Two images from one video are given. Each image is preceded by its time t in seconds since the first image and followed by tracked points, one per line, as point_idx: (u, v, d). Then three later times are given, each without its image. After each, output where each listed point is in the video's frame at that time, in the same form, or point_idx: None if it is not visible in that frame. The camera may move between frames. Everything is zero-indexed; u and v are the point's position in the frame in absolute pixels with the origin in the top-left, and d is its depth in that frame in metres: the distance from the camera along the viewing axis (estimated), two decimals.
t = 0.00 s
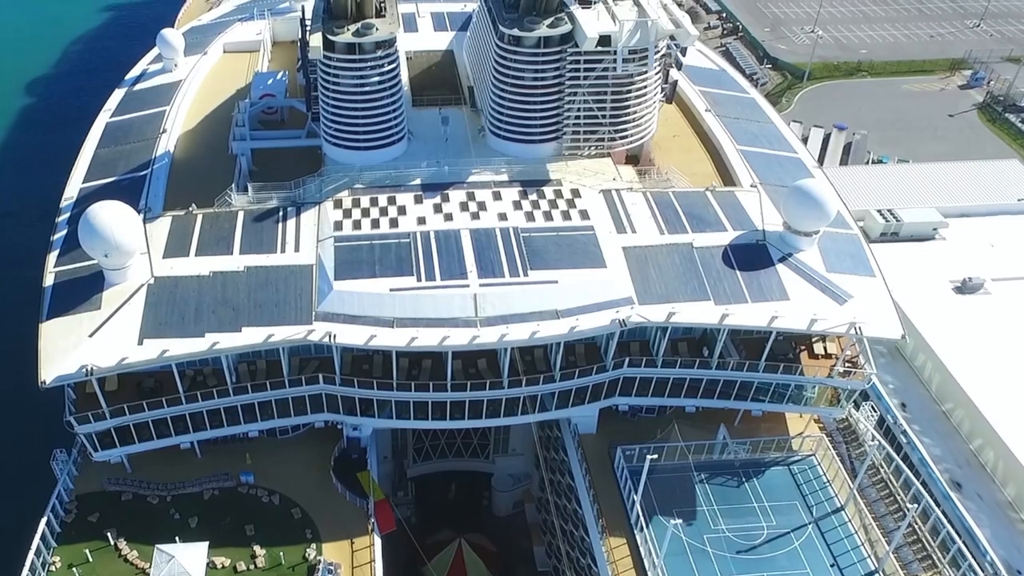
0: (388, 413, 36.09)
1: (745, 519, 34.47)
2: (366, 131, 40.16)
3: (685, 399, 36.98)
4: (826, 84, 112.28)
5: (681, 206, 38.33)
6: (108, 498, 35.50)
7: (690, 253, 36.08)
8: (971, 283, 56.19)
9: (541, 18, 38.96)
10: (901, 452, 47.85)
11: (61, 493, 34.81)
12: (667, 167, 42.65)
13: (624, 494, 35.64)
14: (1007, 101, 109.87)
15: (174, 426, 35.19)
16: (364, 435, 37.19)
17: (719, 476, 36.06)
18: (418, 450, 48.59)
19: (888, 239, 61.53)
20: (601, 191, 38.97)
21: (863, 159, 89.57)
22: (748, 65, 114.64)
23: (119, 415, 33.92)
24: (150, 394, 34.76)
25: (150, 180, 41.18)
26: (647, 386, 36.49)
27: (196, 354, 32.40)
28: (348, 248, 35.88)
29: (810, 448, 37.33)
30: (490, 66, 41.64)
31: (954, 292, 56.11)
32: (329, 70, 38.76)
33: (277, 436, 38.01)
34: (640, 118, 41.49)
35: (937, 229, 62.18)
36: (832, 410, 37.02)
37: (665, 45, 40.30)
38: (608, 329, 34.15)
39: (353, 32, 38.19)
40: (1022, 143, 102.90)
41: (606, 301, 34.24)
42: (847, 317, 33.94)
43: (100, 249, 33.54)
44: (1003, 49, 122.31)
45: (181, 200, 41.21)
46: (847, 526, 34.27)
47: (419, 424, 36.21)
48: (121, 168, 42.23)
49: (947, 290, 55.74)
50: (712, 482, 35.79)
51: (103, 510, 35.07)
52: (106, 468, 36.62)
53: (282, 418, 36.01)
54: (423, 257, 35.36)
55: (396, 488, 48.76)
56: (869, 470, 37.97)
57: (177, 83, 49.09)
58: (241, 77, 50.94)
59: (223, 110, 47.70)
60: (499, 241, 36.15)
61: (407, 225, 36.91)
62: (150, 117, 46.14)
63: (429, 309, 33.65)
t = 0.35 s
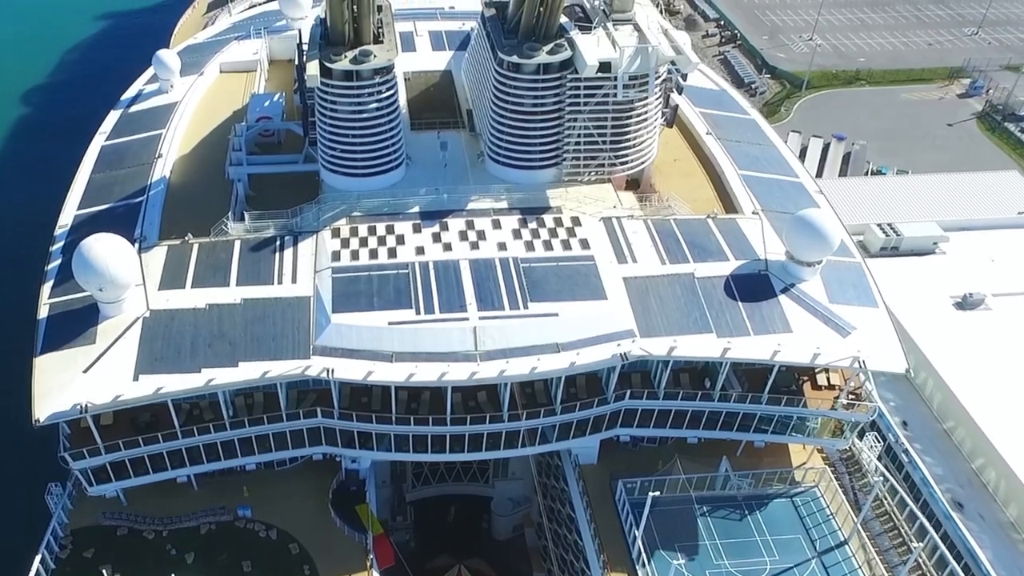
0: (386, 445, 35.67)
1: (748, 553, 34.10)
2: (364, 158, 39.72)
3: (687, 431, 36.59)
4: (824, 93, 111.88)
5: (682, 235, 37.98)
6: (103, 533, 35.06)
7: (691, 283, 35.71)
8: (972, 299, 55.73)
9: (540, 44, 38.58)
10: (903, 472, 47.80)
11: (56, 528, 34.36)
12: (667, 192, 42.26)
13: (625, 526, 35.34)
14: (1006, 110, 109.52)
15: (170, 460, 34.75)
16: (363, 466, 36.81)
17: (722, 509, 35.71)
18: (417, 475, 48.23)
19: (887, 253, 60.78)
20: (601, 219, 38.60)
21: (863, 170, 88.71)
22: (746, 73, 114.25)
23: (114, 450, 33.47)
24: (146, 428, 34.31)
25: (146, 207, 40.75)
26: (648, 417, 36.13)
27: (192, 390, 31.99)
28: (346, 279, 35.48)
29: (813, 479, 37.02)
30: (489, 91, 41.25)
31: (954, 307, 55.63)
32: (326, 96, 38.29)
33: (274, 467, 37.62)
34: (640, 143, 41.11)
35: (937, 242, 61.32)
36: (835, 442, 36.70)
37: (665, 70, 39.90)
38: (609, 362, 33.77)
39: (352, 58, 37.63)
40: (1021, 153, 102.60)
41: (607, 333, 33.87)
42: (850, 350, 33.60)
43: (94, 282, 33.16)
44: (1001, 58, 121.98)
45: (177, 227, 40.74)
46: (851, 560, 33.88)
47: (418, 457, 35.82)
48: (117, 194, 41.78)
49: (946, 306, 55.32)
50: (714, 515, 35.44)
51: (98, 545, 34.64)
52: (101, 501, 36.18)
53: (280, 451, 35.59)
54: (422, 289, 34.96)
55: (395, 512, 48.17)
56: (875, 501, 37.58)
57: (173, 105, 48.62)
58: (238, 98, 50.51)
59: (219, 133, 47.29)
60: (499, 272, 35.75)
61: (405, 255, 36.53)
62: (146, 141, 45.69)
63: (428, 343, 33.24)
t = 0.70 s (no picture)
0: (385, 478, 35.23)
1: None
2: (362, 185, 39.31)
3: (690, 462, 36.18)
4: (824, 102, 111.45)
5: (684, 264, 37.62)
6: (99, 568, 34.60)
7: (693, 315, 35.35)
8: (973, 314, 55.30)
9: (541, 71, 38.19)
10: (905, 491, 47.65)
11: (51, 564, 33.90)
12: (669, 219, 41.86)
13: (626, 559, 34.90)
14: (1005, 119, 109.15)
15: (167, 495, 34.29)
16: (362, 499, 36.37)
17: (725, 542, 35.22)
18: (416, 498, 47.71)
19: (888, 269, 60.14)
20: (602, 248, 38.23)
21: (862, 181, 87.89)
22: (745, 82, 113.76)
23: (110, 487, 33.01)
24: (142, 463, 33.85)
25: (142, 234, 40.29)
26: (650, 450, 35.73)
27: (189, 427, 31.57)
28: (344, 312, 35.07)
29: (817, 511, 36.64)
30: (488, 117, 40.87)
31: (956, 323, 55.23)
32: (324, 124, 37.84)
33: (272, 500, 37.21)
34: (642, 169, 40.74)
35: (938, 257, 60.70)
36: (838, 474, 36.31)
37: (666, 96, 39.52)
38: (611, 396, 33.39)
39: (350, 86, 37.23)
40: (1020, 163, 102.30)
41: (608, 367, 33.50)
42: (854, 384, 33.23)
43: (90, 317, 32.71)
44: (1001, 66, 121.61)
45: (174, 255, 40.24)
46: None
47: (417, 490, 35.34)
48: (112, 221, 41.33)
49: (948, 322, 54.92)
50: (717, 548, 34.95)
51: None
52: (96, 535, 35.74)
53: (278, 484, 35.14)
54: (421, 322, 34.57)
55: (394, 535, 47.25)
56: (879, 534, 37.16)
57: (170, 128, 48.17)
58: (235, 120, 50.11)
59: (216, 156, 46.88)
60: (499, 303, 35.37)
61: (404, 286, 36.16)
62: (142, 165, 45.24)
63: (428, 378, 32.86)
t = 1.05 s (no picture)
0: (384, 512, 34.82)
1: None
2: (360, 213, 38.85)
3: (693, 494, 35.74)
4: (823, 110, 110.82)
5: (686, 293, 37.24)
6: None
7: (696, 346, 34.97)
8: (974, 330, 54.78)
9: (541, 98, 37.71)
10: (907, 509, 47.50)
11: None
12: (671, 245, 41.42)
13: None
14: (1004, 128, 108.73)
15: (163, 531, 33.77)
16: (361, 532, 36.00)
17: None
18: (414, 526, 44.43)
19: (889, 284, 59.46)
20: (603, 276, 37.84)
21: (862, 191, 86.48)
22: (744, 90, 113.23)
23: (105, 524, 32.48)
24: (138, 499, 33.33)
25: (137, 262, 39.82)
26: (652, 482, 35.30)
27: (185, 464, 31.09)
28: (343, 344, 34.62)
29: (820, 543, 36.25)
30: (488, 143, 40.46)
31: (957, 339, 54.69)
32: (321, 152, 37.35)
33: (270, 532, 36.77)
34: (642, 195, 40.34)
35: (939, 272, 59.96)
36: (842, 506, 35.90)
37: (668, 122, 39.10)
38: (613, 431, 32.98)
39: (347, 114, 36.77)
40: (1019, 173, 101.94)
41: (609, 401, 33.09)
42: (859, 418, 32.84)
43: (84, 353, 32.22)
44: (999, 74, 121.20)
45: (170, 284, 39.74)
46: None
47: (417, 524, 34.95)
48: (108, 248, 40.84)
49: (949, 339, 54.42)
50: None
51: None
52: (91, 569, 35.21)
53: (275, 518, 34.63)
54: (420, 355, 34.15)
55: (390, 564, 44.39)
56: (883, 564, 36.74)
57: (166, 150, 47.67)
58: (232, 142, 49.65)
59: (213, 179, 46.42)
60: (500, 336, 34.92)
61: (403, 317, 35.74)
62: (137, 189, 44.74)
63: (427, 413, 32.42)
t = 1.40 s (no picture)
0: (383, 543, 34.24)
1: None
2: (358, 236, 38.29)
3: (696, 523, 35.18)
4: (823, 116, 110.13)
5: (689, 319, 36.72)
6: None
7: (699, 373, 34.46)
8: (977, 342, 54.15)
9: (541, 120, 37.17)
10: (907, 524, 47.04)
11: None
12: (673, 266, 40.86)
13: None
14: (1005, 135, 108.09)
15: (158, 563, 33.13)
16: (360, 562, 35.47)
17: None
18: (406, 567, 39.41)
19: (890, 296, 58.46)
20: (604, 301, 37.32)
21: (862, 200, 85.18)
22: (744, 97, 112.57)
23: (99, 558, 31.85)
24: (132, 532, 32.71)
25: (132, 286, 39.23)
26: (656, 511, 34.72)
27: (180, 498, 30.50)
28: (341, 372, 34.03)
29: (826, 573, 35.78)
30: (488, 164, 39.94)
31: (959, 352, 54.08)
32: (319, 175, 36.78)
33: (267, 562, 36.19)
34: (645, 217, 39.81)
35: (941, 283, 58.86)
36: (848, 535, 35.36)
37: (670, 144, 38.57)
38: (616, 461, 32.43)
39: (346, 137, 36.31)
40: (1021, 180, 101.36)
41: (612, 430, 32.53)
42: (867, 448, 32.30)
43: (78, 384, 31.69)
44: (1000, 80, 120.62)
45: (165, 307, 39.14)
46: None
47: (416, 555, 34.40)
48: (102, 271, 40.25)
49: (951, 352, 53.76)
50: None
51: None
52: None
53: (272, 549, 33.99)
54: (420, 384, 33.57)
55: None
56: None
57: (161, 169, 47.05)
58: (228, 159, 49.10)
59: (209, 199, 45.88)
60: (501, 363, 34.36)
61: (402, 343, 35.18)
62: (132, 209, 44.15)
63: (427, 444, 31.84)
